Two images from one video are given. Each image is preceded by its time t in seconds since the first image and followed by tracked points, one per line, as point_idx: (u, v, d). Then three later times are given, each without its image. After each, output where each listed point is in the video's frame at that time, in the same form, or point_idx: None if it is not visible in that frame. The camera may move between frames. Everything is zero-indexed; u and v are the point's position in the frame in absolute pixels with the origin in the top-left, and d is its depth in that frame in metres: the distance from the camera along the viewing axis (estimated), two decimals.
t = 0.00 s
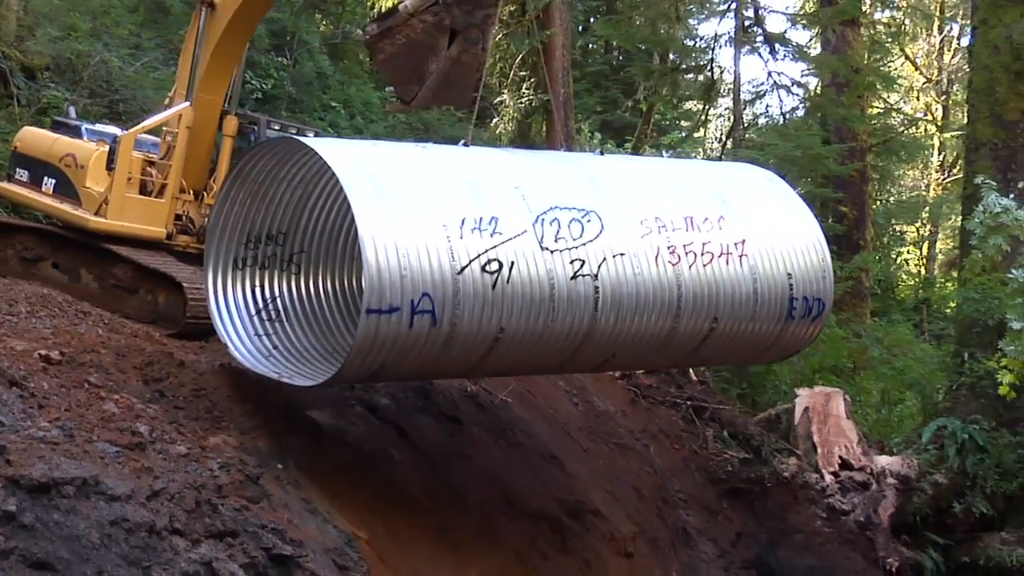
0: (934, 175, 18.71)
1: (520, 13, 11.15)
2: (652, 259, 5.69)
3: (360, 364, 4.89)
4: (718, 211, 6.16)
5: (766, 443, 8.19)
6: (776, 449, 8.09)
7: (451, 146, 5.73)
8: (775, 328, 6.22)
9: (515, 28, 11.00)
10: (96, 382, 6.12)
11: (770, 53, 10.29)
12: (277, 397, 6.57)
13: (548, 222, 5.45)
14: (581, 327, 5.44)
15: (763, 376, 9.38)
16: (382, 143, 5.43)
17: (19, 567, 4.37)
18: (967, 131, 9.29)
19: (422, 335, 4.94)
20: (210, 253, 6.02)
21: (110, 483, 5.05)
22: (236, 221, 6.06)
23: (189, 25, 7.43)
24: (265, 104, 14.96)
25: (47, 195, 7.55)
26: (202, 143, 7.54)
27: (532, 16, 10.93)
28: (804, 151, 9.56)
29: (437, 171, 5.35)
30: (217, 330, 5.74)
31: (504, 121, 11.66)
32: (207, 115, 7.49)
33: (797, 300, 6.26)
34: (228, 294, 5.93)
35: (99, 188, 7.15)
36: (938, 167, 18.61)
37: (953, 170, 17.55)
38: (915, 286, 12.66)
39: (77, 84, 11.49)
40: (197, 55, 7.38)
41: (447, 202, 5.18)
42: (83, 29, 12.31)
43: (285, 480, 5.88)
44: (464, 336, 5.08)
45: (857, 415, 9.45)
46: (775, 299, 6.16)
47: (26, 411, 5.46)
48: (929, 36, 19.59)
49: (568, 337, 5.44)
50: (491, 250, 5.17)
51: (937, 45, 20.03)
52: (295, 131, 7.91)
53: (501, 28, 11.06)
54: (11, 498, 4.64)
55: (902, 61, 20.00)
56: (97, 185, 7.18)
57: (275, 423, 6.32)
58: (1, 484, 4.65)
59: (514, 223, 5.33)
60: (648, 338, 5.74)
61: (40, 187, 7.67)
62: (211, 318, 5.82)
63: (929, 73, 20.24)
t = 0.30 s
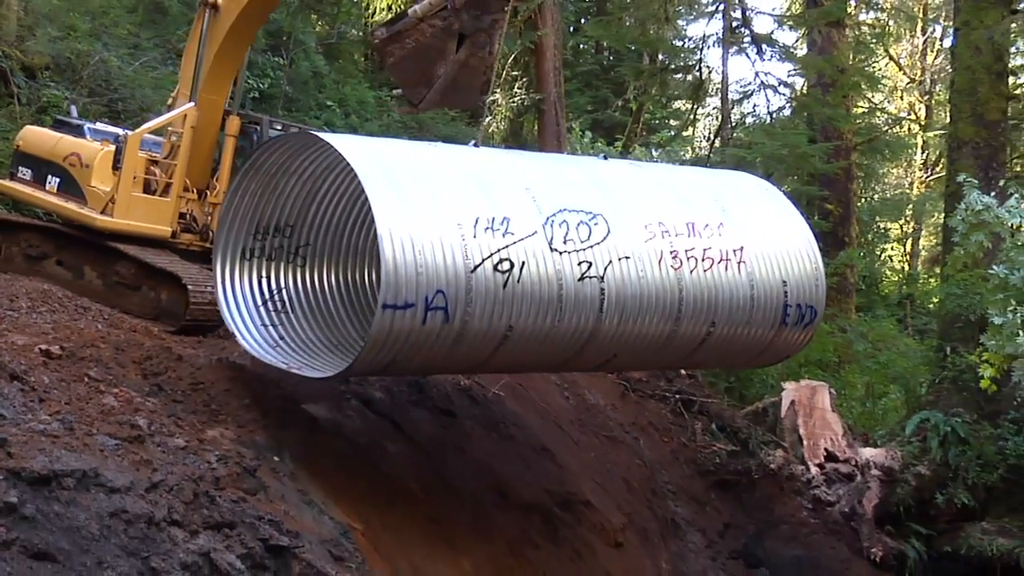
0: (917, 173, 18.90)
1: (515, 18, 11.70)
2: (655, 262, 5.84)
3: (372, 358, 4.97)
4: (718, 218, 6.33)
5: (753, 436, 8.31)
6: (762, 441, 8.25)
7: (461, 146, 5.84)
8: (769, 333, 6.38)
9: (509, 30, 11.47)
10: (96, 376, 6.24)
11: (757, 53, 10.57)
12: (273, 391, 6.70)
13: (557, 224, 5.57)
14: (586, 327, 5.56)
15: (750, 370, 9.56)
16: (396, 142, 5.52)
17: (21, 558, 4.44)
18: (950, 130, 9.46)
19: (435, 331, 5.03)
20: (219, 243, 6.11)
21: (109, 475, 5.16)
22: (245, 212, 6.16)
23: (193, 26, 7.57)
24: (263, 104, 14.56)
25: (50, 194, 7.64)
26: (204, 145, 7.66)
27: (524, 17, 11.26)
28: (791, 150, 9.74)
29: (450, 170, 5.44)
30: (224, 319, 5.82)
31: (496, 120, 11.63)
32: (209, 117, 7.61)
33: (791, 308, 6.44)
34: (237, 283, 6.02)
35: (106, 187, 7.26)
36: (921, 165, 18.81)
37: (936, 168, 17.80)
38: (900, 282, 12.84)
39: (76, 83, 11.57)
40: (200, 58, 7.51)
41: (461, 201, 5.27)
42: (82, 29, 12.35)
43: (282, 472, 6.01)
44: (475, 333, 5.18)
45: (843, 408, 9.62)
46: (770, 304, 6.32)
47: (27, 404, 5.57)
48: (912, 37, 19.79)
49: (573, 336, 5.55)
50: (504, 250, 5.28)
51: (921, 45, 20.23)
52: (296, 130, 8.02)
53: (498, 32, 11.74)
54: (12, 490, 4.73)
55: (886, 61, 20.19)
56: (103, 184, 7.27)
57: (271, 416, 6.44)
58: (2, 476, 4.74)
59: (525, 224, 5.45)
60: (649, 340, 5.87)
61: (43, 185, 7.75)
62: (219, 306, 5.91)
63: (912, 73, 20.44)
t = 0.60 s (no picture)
0: (900, 173, 19.14)
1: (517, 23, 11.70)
2: (655, 266, 5.97)
3: (382, 355, 5.02)
4: (714, 224, 6.48)
5: (741, 430, 8.61)
6: (749, 436, 8.52)
7: (466, 148, 5.93)
8: (761, 337, 6.55)
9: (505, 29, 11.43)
10: (95, 371, 6.36)
11: (745, 54, 10.94)
12: (269, 386, 6.83)
13: (562, 227, 5.68)
14: (588, 327, 5.66)
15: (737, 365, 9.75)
16: (405, 143, 5.59)
17: (21, 550, 4.49)
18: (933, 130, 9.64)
19: (444, 330, 5.09)
20: (226, 238, 6.21)
21: (109, 469, 5.27)
22: (253, 208, 6.27)
23: (195, 28, 7.71)
24: (259, 104, 14.62)
25: (54, 193, 7.75)
26: (206, 143, 7.75)
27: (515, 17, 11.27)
28: (778, 149, 9.92)
29: (460, 172, 5.52)
30: (230, 313, 5.91)
31: (489, 119, 11.61)
32: (211, 118, 7.71)
33: (783, 313, 6.61)
34: (243, 278, 6.13)
35: (111, 188, 7.36)
36: (905, 165, 19.05)
37: (919, 167, 18.09)
38: (884, 279, 13.04)
39: (76, 84, 11.70)
40: (203, 59, 7.61)
41: (470, 202, 5.35)
42: (82, 30, 12.42)
43: (278, 465, 6.14)
44: (482, 332, 5.25)
45: (828, 402, 9.79)
46: (763, 308, 6.49)
47: (27, 399, 5.68)
48: (895, 39, 20.02)
49: (576, 336, 5.65)
50: (512, 251, 5.37)
51: (904, 47, 20.45)
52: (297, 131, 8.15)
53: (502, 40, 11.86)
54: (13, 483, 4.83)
55: (870, 63, 20.42)
56: (108, 183, 7.37)
57: (267, 411, 6.57)
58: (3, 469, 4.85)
59: (532, 227, 5.54)
60: (648, 341, 6.00)
61: (46, 185, 7.88)
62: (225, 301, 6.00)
63: (896, 75, 20.67)
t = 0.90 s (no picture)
0: (884, 171, 19.30)
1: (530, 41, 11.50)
2: (654, 267, 6.10)
3: (392, 352, 5.10)
4: (708, 227, 6.62)
5: (728, 423, 8.87)
6: (737, 429, 8.79)
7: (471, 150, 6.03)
8: (753, 339, 6.70)
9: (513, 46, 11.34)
10: (94, 365, 6.47)
11: (732, 55, 11.14)
12: (266, 380, 6.96)
13: (566, 229, 5.79)
14: (591, 327, 5.77)
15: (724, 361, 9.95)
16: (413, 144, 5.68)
17: (22, 541, 4.59)
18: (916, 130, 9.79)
19: (453, 329, 5.18)
20: (232, 235, 6.28)
21: (107, 462, 5.38)
22: (258, 205, 6.35)
23: (198, 27, 7.79)
24: (254, 104, 14.89)
25: (57, 192, 7.89)
26: (207, 142, 7.85)
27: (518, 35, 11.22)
28: (765, 148, 10.07)
29: (467, 173, 5.61)
30: (235, 311, 6.01)
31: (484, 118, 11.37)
32: (213, 117, 7.81)
33: (774, 315, 6.77)
34: (247, 275, 6.24)
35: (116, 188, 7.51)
36: (889, 164, 19.26)
37: (903, 166, 18.33)
38: (868, 277, 13.20)
39: (76, 83, 11.80)
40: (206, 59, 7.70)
41: (478, 203, 5.44)
42: (81, 31, 12.51)
43: (275, 459, 6.23)
44: (489, 331, 5.35)
45: (813, 396, 9.95)
46: (755, 311, 6.64)
47: (27, 394, 5.79)
48: (879, 40, 20.19)
49: (578, 336, 5.76)
50: (519, 252, 5.47)
51: (887, 48, 20.59)
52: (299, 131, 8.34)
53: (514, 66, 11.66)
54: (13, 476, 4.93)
55: (854, 64, 20.57)
56: (113, 183, 7.52)
57: (263, 405, 6.68)
58: (4, 462, 4.95)
59: (537, 228, 5.65)
60: (646, 341, 6.13)
61: (50, 184, 8.00)
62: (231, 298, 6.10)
63: (880, 76, 20.81)
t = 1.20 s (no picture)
0: (869, 170, 19.49)
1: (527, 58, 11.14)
2: (653, 267, 6.23)
3: (402, 350, 5.26)
4: (705, 227, 6.75)
5: (716, 417, 9.05)
6: (725, 422, 8.98)
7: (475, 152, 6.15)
8: (747, 336, 6.84)
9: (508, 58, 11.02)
10: (93, 361, 6.59)
11: (720, 56, 11.31)
12: (262, 375, 7.10)
13: (569, 230, 5.92)
14: (591, 325, 5.91)
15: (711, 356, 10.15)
16: (424, 147, 5.83)
17: (23, 532, 4.73)
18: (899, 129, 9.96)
19: (461, 328, 5.33)
20: (238, 235, 6.40)
21: (106, 455, 5.50)
22: (264, 205, 6.47)
23: (199, 28, 7.93)
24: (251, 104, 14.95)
25: (60, 190, 8.01)
26: (209, 142, 7.97)
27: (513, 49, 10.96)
28: (752, 147, 10.26)
29: (474, 175, 5.74)
30: (242, 310, 6.14)
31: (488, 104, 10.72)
32: (214, 117, 7.94)
33: (769, 313, 6.89)
34: (252, 274, 6.36)
35: (119, 187, 7.63)
36: (874, 163, 19.45)
37: (887, 165, 18.57)
38: (853, 272, 13.40)
39: (75, 83, 11.93)
40: (208, 60, 7.83)
41: (485, 205, 5.57)
42: (80, 32, 12.64)
43: (271, 452, 6.38)
44: (494, 328, 5.50)
45: (799, 389, 10.14)
46: (749, 309, 6.75)
47: (27, 388, 5.92)
48: (863, 42, 20.38)
49: (579, 334, 5.91)
50: (525, 253, 5.60)
51: (872, 49, 20.77)
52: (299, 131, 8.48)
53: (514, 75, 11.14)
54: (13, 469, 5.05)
55: (840, 64, 20.77)
56: (116, 182, 7.64)
57: (260, 399, 6.82)
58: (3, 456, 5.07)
59: (542, 230, 5.78)
60: (644, 338, 6.27)
61: (52, 182, 8.11)
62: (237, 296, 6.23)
63: (865, 76, 20.99)
